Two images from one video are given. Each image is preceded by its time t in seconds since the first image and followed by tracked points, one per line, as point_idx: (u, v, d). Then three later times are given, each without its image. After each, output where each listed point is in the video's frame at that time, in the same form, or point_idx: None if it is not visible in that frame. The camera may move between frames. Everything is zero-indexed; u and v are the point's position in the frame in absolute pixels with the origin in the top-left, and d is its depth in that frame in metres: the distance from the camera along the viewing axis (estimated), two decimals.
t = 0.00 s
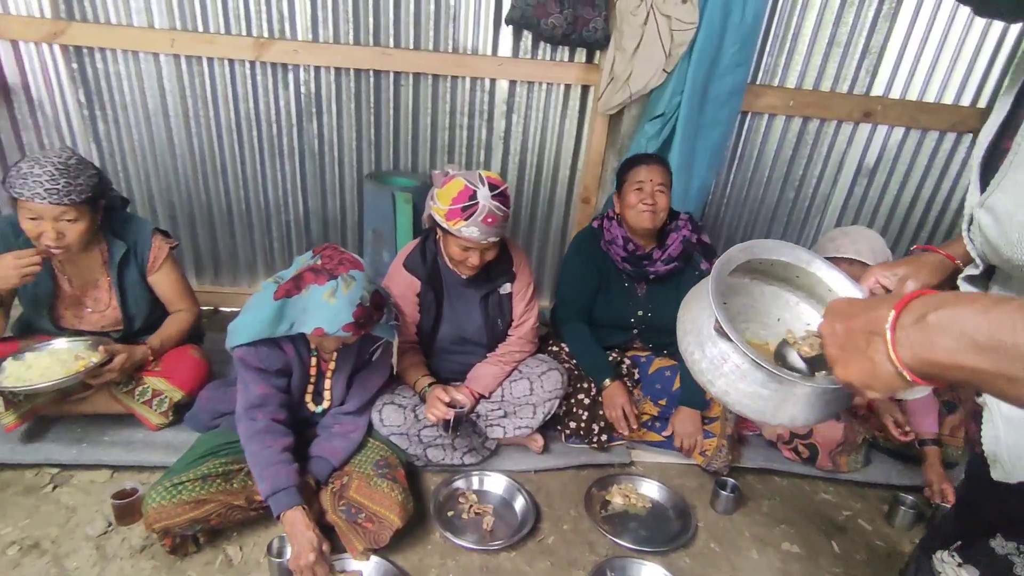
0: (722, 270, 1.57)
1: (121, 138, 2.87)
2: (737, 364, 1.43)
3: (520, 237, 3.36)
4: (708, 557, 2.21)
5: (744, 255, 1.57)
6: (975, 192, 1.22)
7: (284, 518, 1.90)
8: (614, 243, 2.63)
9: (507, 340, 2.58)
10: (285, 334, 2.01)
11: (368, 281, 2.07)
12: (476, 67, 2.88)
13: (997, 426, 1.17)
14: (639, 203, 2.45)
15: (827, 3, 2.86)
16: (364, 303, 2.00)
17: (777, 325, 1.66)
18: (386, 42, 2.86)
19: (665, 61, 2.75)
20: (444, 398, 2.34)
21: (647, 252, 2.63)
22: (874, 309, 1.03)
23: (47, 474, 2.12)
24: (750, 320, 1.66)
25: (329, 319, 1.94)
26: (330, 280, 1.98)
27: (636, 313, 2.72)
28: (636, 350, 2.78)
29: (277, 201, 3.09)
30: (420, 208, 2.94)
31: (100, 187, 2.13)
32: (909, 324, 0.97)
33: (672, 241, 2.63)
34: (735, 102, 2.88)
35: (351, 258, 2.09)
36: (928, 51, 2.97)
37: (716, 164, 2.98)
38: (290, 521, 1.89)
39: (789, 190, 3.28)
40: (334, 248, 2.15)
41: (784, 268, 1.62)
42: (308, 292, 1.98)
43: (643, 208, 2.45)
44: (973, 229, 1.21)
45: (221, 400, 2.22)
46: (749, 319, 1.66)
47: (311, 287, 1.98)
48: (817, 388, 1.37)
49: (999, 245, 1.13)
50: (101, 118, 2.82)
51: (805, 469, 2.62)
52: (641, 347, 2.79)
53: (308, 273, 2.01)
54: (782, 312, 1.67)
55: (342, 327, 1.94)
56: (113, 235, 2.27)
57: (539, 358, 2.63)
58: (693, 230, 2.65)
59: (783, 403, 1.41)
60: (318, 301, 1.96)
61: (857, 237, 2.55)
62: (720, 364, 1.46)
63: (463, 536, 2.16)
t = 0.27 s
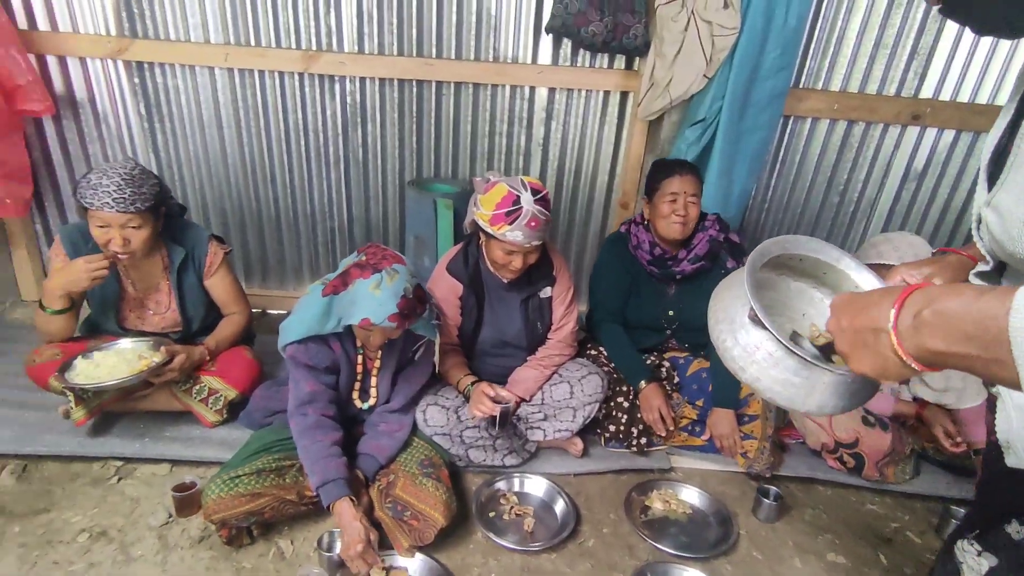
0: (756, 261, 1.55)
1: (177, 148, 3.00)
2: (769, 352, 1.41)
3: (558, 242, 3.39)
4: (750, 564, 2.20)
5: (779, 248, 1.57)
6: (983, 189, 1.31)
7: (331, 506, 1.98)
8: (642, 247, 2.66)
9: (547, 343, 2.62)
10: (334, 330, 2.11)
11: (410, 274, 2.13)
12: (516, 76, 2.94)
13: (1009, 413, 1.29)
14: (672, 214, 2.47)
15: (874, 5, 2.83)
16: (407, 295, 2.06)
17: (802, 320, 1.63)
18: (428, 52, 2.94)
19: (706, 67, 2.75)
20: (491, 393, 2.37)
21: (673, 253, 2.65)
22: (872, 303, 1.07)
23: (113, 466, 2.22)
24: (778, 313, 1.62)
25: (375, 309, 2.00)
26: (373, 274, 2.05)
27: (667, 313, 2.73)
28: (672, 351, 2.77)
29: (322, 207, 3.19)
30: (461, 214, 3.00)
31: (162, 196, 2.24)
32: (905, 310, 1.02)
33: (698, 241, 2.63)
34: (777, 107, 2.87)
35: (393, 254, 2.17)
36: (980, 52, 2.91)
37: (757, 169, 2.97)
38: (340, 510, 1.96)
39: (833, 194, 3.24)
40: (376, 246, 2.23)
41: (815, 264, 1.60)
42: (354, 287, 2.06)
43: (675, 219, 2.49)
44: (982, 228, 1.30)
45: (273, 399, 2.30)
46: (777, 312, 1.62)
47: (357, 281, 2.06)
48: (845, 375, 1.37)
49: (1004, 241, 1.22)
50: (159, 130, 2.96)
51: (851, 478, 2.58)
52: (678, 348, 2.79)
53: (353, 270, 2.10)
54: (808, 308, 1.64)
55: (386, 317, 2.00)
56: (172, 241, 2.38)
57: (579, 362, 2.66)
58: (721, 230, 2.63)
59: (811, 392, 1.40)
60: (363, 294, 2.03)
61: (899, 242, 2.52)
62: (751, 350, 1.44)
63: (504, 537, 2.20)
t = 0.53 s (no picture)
0: (801, 248, 1.55)
1: (234, 162, 3.13)
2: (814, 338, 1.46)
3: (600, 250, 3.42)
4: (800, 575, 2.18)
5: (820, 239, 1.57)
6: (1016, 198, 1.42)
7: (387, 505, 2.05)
8: (680, 255, 2.66)
9: (591, 349, 2.64)
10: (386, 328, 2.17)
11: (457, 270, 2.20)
12: (558, 86, 3.00)
13: None
14: (713, 228, 2.49)
15: (924, 7, 2.79)
16: (455, 288, 2.12)
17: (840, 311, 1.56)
18: (473, 65, 3.01)
19: (750, 74, 2.75)
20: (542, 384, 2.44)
21: (713, 261, 2.62)
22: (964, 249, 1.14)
23: (178, 464, 2.33)
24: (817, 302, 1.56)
25: (425, 302, 2.07)
26: (422, 269, 2.12)
27: (708, 320, 2.72)
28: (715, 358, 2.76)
29: (370, 217, 3.28)
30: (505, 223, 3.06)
31: (224, 209, 2.36)
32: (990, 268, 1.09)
33: (738, 248, 2.59)
34: (823, 112, 2.85)
35: (439, 252, 2.24)
36: None
37: (803, 176, 2.95)
38: (393, 508, 2.04)
39: (883, 200, 3.19)
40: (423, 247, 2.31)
41: (856, 259, 1.58)
42: (404, 283, 2.13)
43: (717, 233, 2.51)
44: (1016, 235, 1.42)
45: (328, 402, 2.39)
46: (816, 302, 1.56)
47: (406, 278, 2.13)
48: (887, 360, 1.44)
49: None
50: (218, 145, 3.09)
51: (904, 490, 2.52)
52: (720, 354, 2.78)
53: (402, 268, 2.17)
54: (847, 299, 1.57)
55: (436, 309, 2.06)
56: (233, 251, 2.50)
57: (624, 368, 2.67)
58: (764, 237, 2.57)
59: (854, 377, 1.46)
60: (413, 289, 2.10)
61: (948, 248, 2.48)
62: (794, 336, 1.48)
63: (550, 540, 2.23)
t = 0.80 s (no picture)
0: (831, 271, 1.50)
1: (289, 182, 3.26)
2: (850, 354, 1.36)
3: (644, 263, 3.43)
4: None
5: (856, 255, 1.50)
6: None
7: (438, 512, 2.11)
8: (734, 270, 2.64)
9: (637, 361, 2.67)
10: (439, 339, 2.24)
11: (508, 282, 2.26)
12: (601, 101, 3.05)
13: None
14: (767, 247, 2.45)
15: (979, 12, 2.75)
16: (507, 299, 2.18)
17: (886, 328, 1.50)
18: (517, 83, 3.09)
19: (797, 85, 2.75)
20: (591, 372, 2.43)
21: (769, 275, 2.60)
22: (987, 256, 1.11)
23: (240, 469, 2.45)
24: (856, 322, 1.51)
25: (479, 311, 2.13)
26: (475, 281, 2.19)
27: (759, 337, 2.70)
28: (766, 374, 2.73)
29: (417, 232, 3.37)
30: (549, 237, 3.12)
31: (284, 227, 2.48)
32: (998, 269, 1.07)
33: (795, 265, 2.56)
34: (874, 121, 2.83)
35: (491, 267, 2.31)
36: None
37: (852, 185, 2.93)
38: (443, 516, 2.10)
39: (939, 209, 3.12)
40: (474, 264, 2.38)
41: (895, 272, 1.49)
42: (457, 295, 2.20)
43: (772, 252, 2.47)
44: None
45: (381, 411, 2.47)
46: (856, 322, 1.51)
47: (460, 290, 2.20)
48: (925, 373, 1.33)
49: None
50: (275, 165, 3.22)
51: (965, 510, 2.45)
52: (770, 371, 2.75)
53: (455, 280, 2.25)
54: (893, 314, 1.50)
55: (489, 319, 2.12)
56: (292, 268, 2.62)
57: (670, 382, 2.67)
58: (822, 253, 2.55)
59: (895, 392, 1.35)
60: (467, 300, 2.17)
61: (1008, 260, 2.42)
62: (832, 353, 1.39)
63: (598, 551, 2.24)
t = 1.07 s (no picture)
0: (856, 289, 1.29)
1: (340, 200, 3.38)
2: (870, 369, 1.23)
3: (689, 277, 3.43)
4: None
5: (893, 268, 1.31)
6: None
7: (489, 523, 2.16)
8: (801, 293, 2.56)
9: (683, 377, 2.65)
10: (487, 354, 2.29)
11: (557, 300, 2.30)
12: (645, 116, 3.08)
13: None
14: (835, 277, 2.37)
15: None
16: (556, 317, 2.22)
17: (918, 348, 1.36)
18: (560, 100, 3.15)
19: (847, 96, 2.72)
20: (633, 362, 2.32)
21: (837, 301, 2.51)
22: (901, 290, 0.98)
23: (295, 477, 2.54)
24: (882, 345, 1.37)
25: (528, 328, 2.18)
26: (525, 299, 2.24)
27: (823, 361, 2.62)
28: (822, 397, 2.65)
29: (463, 248, 3.44)
30: (593, 252, 3.15)
31: (338, 246, 2.58)
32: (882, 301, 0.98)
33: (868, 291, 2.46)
34: (930, 130, 2.76)
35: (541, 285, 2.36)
36: None
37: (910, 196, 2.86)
38: (493, 527, 2.15)
39: (1001, 220, 3.02)
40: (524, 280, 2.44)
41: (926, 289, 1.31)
42: (507, 312, 2.25)
43: (839, 282, 2.38)
44: None
45: (430, 423, 2.53)
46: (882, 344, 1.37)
47: (510, 307, 2.25)
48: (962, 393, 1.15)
49: None
50: (327, 184, 3.35)
51: None
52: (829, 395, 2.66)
53: (505, 298, 2.31)
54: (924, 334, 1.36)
55: (538, 336, 2.17)
56: (345, 284, 2.72)
57: (717, 398, 2.66)
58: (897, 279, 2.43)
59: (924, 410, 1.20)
60: (517, 317, 2.22)
61: None
62: (852, 368, 1.26)
63: (645, 567, 2.22)
